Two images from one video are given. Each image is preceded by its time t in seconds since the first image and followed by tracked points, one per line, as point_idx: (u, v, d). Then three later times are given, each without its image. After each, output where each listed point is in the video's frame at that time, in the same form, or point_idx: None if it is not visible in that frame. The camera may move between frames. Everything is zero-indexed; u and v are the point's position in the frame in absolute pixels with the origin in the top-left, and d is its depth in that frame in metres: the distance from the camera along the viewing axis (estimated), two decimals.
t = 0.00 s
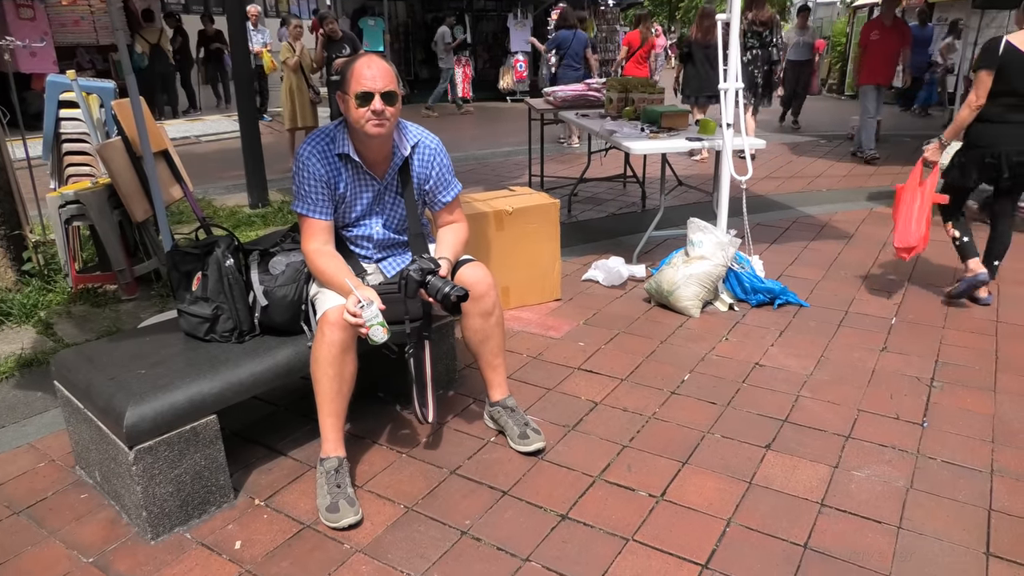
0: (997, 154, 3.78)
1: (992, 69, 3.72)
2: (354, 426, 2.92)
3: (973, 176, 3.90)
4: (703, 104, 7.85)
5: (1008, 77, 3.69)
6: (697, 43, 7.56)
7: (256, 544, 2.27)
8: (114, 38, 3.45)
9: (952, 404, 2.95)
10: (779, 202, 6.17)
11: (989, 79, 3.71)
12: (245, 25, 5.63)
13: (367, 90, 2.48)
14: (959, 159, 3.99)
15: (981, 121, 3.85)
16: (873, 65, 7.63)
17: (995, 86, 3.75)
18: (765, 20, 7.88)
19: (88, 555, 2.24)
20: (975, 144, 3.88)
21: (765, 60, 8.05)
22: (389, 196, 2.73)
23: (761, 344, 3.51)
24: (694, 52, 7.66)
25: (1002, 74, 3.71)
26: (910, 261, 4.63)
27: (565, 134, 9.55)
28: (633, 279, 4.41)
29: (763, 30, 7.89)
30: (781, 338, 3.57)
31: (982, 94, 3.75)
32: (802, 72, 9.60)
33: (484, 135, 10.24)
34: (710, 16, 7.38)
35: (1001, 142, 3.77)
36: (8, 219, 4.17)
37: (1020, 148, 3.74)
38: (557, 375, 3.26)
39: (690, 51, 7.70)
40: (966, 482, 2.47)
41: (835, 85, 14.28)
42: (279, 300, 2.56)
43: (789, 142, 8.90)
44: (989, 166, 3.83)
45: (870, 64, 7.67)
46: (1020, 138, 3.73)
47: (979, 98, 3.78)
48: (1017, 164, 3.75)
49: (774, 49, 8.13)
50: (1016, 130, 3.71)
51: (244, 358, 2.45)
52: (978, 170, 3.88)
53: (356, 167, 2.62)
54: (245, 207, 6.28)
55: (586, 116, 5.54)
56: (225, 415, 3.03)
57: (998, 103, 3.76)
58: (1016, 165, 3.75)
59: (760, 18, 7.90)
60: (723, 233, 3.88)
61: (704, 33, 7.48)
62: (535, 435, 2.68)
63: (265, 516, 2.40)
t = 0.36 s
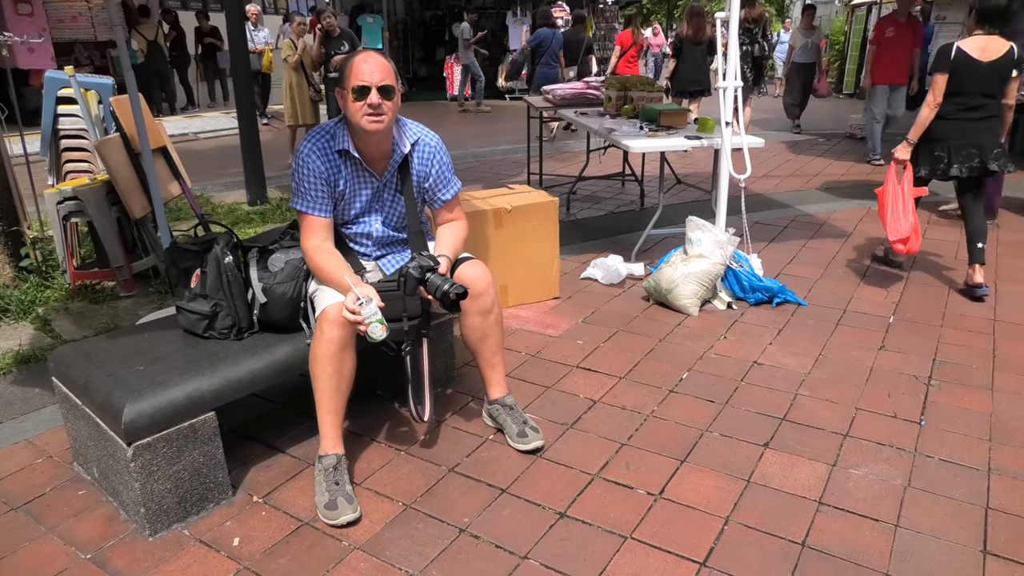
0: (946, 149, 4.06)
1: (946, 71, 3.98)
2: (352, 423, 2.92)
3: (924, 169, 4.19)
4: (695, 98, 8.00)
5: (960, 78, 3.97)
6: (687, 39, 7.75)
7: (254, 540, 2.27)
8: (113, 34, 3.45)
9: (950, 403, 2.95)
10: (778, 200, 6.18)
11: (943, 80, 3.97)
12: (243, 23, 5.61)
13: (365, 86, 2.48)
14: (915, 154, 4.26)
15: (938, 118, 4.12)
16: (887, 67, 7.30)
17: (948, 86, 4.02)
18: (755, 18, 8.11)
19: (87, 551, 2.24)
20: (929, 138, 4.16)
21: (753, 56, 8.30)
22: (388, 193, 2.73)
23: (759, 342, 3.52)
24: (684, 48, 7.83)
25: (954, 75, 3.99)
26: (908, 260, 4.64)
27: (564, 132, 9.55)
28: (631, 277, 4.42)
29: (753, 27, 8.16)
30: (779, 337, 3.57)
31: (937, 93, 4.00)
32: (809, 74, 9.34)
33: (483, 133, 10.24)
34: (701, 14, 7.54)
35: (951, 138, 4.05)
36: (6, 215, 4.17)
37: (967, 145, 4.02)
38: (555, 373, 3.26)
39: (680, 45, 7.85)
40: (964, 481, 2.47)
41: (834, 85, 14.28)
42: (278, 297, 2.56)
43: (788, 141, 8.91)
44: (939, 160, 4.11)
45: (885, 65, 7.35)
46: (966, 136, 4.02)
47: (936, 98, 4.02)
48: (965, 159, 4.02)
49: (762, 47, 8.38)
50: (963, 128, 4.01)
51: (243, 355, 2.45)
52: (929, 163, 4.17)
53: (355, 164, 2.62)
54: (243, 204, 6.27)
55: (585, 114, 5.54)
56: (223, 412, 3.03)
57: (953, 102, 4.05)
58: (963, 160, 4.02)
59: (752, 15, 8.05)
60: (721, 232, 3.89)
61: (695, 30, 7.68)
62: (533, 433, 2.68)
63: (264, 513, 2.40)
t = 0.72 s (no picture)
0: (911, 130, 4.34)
1: (912, 58, 4.28)
2: (351, 421, 2.92)
3: (888, 147, 4.47)
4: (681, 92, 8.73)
5: (926, 65, 4.25)
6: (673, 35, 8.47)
7: (253, 538, 2.27)
8: (111, 31, 3.44)
9: (948, 401, 2.96)
10: (776, 198, 6.18)
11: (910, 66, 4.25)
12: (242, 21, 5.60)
13: (364, 83, 2.47)
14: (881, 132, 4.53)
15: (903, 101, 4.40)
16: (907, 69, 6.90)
17: (914, 71, 4.30)
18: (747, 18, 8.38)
19: (86, 549, 2.24)
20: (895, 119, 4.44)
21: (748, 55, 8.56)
22: (387, 190, 2.73)
23: (758, 340, 3.52)
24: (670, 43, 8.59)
25: (920, 62, 4.28)
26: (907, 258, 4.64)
27: (563, 130, 9.55)
28: (630, 275, 4.42)
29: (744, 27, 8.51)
30: (778, 335, 3.58)
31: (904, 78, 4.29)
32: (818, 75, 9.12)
33: (481, 131, 10.21)
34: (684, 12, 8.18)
35: (917, 120, 4.33)
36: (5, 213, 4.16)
37: (930, 127, 4.32)
38: (554, 370, 3.26)
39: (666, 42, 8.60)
40: (962, 479, 2.48)
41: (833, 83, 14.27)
42: (277, 295, 2.56)
43: (786, 139, 8.90)
44: (904, 139, 4.40)
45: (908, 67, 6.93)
46: (931, 118, 4.30)
47: (903, 83, 4.32)
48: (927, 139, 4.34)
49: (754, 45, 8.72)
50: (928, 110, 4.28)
51: (242, 353, 2.45)
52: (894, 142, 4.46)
53: (354, 162, 2.62)
54: (242, 201, 6.27)
55: (583, 112, 5.54)
56: (222, 410, 3.03)
57: (920, 86, 4.31)
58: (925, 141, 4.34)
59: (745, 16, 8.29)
60: (720, 230, 3.89)
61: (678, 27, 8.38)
62: (532, 431, 2.68)
63: (263, 511, 2.40)
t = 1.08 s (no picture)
0: (902, 128, 4.70)
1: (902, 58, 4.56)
2: (350, 419, 2.92)
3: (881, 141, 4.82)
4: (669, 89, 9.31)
5: (916, 66, 4.57)
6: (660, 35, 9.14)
7: (252, 536, 2.27)
8: (109, 29, 3.43)
9: (947, 399, 2.96)
10: (775, 196, 6.18)
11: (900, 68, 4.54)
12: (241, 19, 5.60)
13: (366, 79, 2.47)
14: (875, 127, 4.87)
15: (894, 99, 4.72)
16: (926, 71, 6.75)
17: (904, 71, 4.61)
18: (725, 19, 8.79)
19: (84, 547, 2.24)
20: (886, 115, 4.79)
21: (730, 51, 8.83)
22: (387, 187, 2.72)
23: (757, 338, 3.52)
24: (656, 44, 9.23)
25: (910, 62, 4.58)
26: (905, 256, 4.64)
27: (561, 128, 9.55)
28: (629, 273, 4.42)
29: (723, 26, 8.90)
30: (777, 333, 3.58)
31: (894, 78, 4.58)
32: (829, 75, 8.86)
33: (480, 129, 10.21)
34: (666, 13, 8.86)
35: (907, 118, 4.68)
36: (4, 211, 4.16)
37: (919, 124, 4.69)
38: (553, 368, 3.26)
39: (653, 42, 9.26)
40: (960, 476, 2.48)
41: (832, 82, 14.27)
42: (276, 293, 2.55)
43: (784, 137, 8.91)
44: (895, 135, 4.77)
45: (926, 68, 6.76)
46: (920, 116, 4.66)
47: (893, 82, 4.59)
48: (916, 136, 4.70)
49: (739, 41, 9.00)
50: (917, 109, 4.62)
51: (241, 351, 2.45)
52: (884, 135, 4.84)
53: (354, 159, 2.61)
54: (241, 199, 6.26)
55: (582, 110, 5.54)
56: (220, 408, 3.03)
57: (909, 86, 4.63)
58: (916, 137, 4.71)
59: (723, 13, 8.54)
60: (719, 228, 3.89)
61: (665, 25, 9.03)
62: (531, 428, 2.68)
63: (262, 509, 2.40)
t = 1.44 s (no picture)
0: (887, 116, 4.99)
1: (885, 51, 4.93)
2: (349, 415, 2.92)
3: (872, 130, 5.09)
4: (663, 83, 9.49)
5: (898, 57, 4.91)
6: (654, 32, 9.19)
7: (252, 532, 2.27)
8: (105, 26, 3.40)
9: (945, 395, 2.97)
10: (774, 193, 6.18)
11: (881, 58, 4.92)
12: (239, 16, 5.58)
13: (364, 74, 2.46)
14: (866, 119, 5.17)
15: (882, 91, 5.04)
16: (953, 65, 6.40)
17: (887, 63, 4.97)
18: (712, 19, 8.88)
19: (84, 543, 2.24)
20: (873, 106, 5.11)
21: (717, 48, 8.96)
22: (386, 183, 2.72)
23: (755, 334, 3.52)
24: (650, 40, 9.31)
25: (892, 54, 4.94)
26: (904, 253, 4.65)
27: (560, 125, 9.54)
28: (628, 270, 4.42)
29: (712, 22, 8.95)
30: (775, 329, 3.58)
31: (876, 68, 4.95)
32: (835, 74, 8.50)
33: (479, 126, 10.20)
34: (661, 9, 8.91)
35: (893, 107, 4.98)
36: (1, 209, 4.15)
37: (904, 113, 4.95)
38: (552, 365, 3.26)
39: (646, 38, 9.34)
40: (959, 472, 2.49)
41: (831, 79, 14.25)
42: (275, 289, 2.55)
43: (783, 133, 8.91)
44: (881, 124, 5.06)
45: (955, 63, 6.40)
46: (903, 105, 4.94)
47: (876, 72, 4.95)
48: (900, 123, 4.95)
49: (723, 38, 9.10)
50: (900, 98, 4.92)
51: (240, 347, 2.44)
52: (874, 127, 5.14)
53: (353, 154, 2.61)
54: (239, 196, 6.25)
55: (581, 106, 5.53)
56: (219, 404, 3.03)
57: (893, 76, 4.96)
58: (900, 125, 4.96)
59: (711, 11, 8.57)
60: (718, 224, 3.89)
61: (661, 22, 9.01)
62: (530, 425, 2.68)
63: (261, 505, 2.40)
